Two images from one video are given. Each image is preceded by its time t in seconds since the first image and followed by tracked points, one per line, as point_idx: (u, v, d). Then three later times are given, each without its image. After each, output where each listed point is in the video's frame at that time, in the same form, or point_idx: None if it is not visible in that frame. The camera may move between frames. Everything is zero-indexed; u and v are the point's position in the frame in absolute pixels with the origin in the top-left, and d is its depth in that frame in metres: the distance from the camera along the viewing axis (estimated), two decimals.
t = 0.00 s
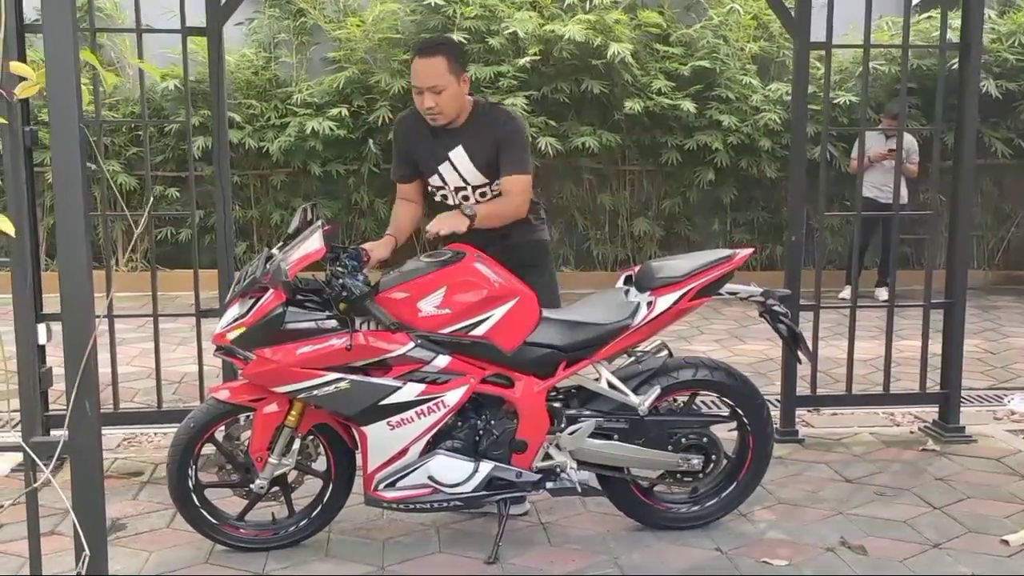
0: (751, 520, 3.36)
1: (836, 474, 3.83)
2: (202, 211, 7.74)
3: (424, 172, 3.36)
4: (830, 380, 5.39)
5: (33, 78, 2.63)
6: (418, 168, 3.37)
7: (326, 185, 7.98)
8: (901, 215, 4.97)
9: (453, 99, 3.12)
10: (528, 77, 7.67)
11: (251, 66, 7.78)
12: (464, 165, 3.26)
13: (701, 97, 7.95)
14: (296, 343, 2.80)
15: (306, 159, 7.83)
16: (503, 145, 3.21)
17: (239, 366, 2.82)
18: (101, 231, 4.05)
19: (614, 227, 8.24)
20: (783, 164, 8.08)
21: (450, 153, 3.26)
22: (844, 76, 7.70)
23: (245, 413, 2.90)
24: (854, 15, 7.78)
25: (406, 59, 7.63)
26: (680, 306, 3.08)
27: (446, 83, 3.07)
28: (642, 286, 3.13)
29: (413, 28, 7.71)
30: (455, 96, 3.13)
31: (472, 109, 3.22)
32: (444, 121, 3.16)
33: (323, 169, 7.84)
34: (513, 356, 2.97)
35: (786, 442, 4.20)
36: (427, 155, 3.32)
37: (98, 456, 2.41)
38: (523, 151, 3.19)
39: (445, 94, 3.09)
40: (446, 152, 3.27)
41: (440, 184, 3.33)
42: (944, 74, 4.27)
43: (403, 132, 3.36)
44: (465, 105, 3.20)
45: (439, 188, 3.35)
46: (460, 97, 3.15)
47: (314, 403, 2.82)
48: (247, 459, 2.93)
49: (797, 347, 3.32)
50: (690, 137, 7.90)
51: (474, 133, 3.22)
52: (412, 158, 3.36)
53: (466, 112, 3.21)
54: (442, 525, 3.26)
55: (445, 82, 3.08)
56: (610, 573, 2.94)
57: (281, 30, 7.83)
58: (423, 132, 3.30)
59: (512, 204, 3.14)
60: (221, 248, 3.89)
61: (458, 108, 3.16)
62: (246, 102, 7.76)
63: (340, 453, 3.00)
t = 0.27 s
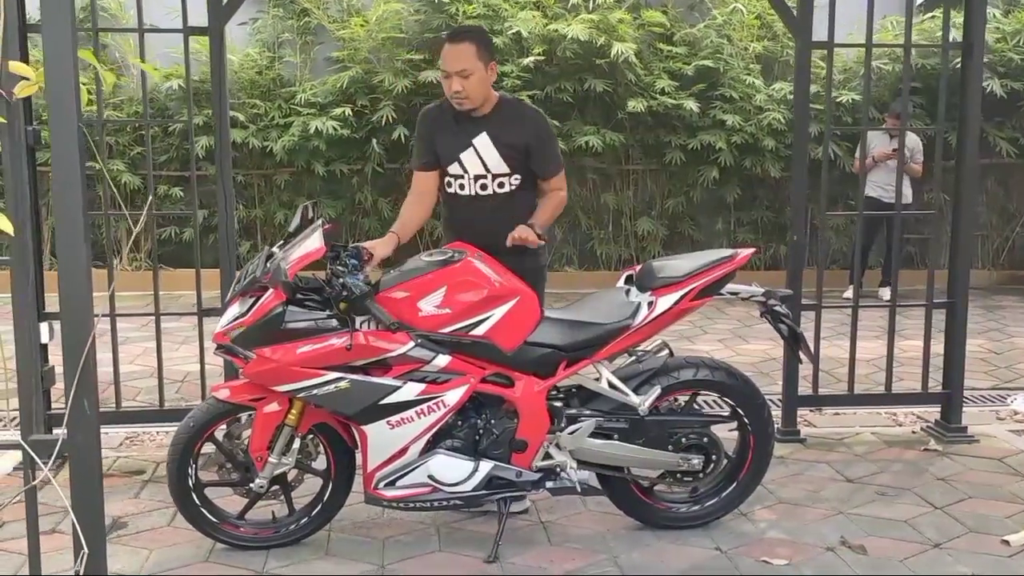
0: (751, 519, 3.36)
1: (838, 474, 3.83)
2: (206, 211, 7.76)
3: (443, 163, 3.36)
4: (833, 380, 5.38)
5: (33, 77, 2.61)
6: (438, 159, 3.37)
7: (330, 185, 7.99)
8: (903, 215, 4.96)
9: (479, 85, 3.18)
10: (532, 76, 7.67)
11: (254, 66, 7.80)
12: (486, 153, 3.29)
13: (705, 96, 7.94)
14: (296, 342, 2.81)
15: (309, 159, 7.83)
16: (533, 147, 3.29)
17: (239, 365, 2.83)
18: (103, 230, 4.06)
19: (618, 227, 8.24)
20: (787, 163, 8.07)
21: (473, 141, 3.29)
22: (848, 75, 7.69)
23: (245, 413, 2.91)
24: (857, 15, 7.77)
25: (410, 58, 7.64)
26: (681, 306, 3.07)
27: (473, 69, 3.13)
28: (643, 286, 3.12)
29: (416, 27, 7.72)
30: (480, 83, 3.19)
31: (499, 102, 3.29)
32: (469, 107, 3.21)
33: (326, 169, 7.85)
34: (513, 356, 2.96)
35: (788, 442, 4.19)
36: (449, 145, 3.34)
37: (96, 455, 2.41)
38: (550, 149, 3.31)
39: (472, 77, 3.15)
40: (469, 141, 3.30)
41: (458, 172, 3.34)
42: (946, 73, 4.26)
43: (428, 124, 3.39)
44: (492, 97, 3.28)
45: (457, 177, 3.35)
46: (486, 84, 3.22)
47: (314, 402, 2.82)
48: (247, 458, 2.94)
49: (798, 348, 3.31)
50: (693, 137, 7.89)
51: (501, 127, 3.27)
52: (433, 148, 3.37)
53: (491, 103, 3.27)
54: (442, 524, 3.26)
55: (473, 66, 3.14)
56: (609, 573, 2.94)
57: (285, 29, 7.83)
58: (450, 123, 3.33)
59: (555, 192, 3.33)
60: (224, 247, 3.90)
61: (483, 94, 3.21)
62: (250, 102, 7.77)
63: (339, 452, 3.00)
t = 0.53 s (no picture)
0: (751, 519, 3.36)
1: (838, 474, 3.83)
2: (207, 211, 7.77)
3: (454, 152, 3.32)
4: (834, 380, 5.38)
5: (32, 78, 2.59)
6: (448, 147, 3.32)
7: (332, 185, 8.00)
8: (904, 215, 4.96)
9: (500, 72, 3.23)
10: (534, 76, 7.68)
11: (257, 65, 7.81)
12: (503, 138, 3.31)
13: (707, 96, 7.94)
14: (295, 343, 2.79)
15: (312, 159, 7.84)
16: (545, 133, 3.39)
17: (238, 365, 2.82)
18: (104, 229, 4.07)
19: (620, 227, 8.24)
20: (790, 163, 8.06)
21: (493, 125, 3.30)
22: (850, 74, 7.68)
23: (244, 413, 2.91)
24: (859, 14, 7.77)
25: (412, 58, 7.65)
26: (684, 309, 3.03)
27: (499, 57, 3.19)
28: (645, 288, 3.08)
29: (418, 27, 7.73)
30: (500, 71, 3.24)
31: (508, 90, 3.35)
32: (490, 95, 3.27)
33: (329, 168, 7.85)
34: (515, 357, 2.93)
35: (788, 442, 4.19)
36: (460, 130, 3.30)
37: (95, 455, 2.41)
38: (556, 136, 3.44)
39: (495, 65, 3.21)
40: (488, 126, 3.30)
41: (477, 156, 3.31)
42: (947, 73, 4.26)
43: (432, 112, 3.31)
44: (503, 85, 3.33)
45: (474, 162, 3.32)
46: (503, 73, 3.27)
47: (313, 403, 2.81)
48: (246, 459, 2.94)
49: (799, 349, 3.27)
50: (695, 137, 7.89)
51: (518, 113, 3.32)
52: (442, 137, 3.31)
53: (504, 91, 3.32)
54: (441, 523, 3.26)
55: (497, 54, 3.20)
56: (608, 572, 2.94)
57: (287, 29, 7.85)
58: (463, 108, 3.29)
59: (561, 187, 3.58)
60: (225, 247, 3.91)
61: (500, 83, 3.27)
62: (252, 102, 7.79)
63: (338, 452, 3.01)
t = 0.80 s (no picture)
0: (749, 521, 3.35)
1: (837, 476, 3.82)
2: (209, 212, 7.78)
3: (446, 150, 3.30)
4: (834, 382, 5.37)
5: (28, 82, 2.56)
6: (439, 144, 3.31)
7: (333, 186, 8.00)
8: (904, 216, 4.95)
9: (492, 68, 3.23)
10: (535, 77, 7.69)
11: (259, 67, 7.82)
12: (495, 133, 3.32)
13: (708, 98, 7.94)
14: (293, 346, 2.77)
15: (313, 160, 7.85)
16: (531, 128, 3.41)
17: (237, 367, 2.81)
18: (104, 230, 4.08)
19: (621, 228, 8.24)
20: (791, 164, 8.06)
21: (483, 119, 3.30)
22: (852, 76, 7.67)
23: (242, 416, 2.91)
24: (860, 16, 7.77)
25: (413, 60, 7.66)
26: (685, 313, 2.97)
27: (494, 54, 3.19)
28: (647, 291, 3.02)
29: (420, 29, 7.75)
30: (492, 67, 3.23)
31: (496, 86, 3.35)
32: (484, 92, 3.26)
33: (330, 170, 7.86)
34: (515, 361, 2.89)
35: (788, 444, 4.19)
36: (451, 127, 3.29)
37: (92, 456, 2.41)
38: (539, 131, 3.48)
39: (488, 61, 3.20)
40: (478, 121, 3.30)
41: (472, 152, 3.31)
42: (946, 74, 4.26)
43: (421, 110, 3.29)
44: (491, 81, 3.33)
45: (469, 157, 3.31)
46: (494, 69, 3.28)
47: (311, 406, 2.78)
48: (244, 461, 2.95)
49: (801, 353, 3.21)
50: (697, 138, 7.89)
51: (507, 106, 3.34)
52: (432, 135, 3.29)
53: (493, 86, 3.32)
54: (439, 524, 3.26)
55: (490, 51, 3.20)
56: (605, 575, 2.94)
57: (289, 31, 7.87)
58: (452, 105, 3.28)
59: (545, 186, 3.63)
60: (225, 249, 3.92)
61: (491, 79, 3.27)
62: (254, 104, 7.80)
63: (335, 454, 3.01)
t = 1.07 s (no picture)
0: (747, 525, 3.35)
1: (836, 480, 3.82)
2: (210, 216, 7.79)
3: (441, 155, 3.31)
4: (834, 386, 5.37)
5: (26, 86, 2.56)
6: (432, 151, 3.31)
7: (335, 190, 8.01)
8: (903, 219, 4.96)
9: (486, 74, 3.24)
10: (536, 81, 7.71)
11: (261, 71, 7.85)
12: (488, 137, 3.34)
13: (710, 102, 7.94)
14: (291, 351, 2.77)
15: (315, 164, 7.87)
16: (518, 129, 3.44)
17: (234, 371, 2.82)
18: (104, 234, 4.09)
19: (623, 232, 8.24)
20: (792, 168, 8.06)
21: (476, 122, 3.31)
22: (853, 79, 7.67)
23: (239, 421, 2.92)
24: (862, 19, 7.77)
25: (415, 64, 7.68)
26: (682, 317, 2.97)
27: (488, 60, 3.19)
28: (644, 295, 3.02)
29: (421, 33, 7.77)
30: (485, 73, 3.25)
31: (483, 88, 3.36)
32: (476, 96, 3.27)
33: (332, 174, 7.86)
34: (512, 366, 2.89)
35: (787, 448, 4.19)
36: (444, 132, 3.29)
37: (87, 460, 2.41)
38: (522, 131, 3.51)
39: (483, 68, 3.21)
40: (471, 125, 3.31)
41: (467, 156, 3.33)
42: (945, 78, 4.26)
43: (411, 117, 3.29)
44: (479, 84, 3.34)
45: (465, 161, 3.33)
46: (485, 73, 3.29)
47: (308, 410, 2.79)
48: (241, 465, 2.95)
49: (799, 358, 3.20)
50: (698, 142, 7.89)
51: (496, 109, 3.35)
52: (425, 141, 3.29)
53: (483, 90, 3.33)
54: (436, 528, 3.26)
55: (484, 57, 3.20)
56: None
57: (291, 35, 7.90)
58: (444, 111, 3.28)
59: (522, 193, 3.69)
60: (224, 253, 3.93)
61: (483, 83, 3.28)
62: (256, 107, 7.81)
63: (332, 458, 3.01)
